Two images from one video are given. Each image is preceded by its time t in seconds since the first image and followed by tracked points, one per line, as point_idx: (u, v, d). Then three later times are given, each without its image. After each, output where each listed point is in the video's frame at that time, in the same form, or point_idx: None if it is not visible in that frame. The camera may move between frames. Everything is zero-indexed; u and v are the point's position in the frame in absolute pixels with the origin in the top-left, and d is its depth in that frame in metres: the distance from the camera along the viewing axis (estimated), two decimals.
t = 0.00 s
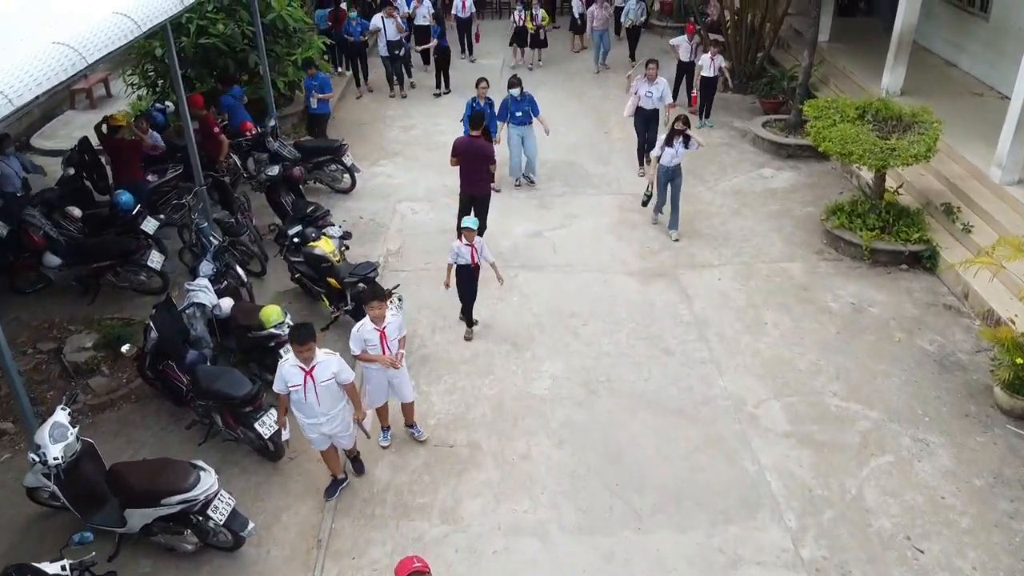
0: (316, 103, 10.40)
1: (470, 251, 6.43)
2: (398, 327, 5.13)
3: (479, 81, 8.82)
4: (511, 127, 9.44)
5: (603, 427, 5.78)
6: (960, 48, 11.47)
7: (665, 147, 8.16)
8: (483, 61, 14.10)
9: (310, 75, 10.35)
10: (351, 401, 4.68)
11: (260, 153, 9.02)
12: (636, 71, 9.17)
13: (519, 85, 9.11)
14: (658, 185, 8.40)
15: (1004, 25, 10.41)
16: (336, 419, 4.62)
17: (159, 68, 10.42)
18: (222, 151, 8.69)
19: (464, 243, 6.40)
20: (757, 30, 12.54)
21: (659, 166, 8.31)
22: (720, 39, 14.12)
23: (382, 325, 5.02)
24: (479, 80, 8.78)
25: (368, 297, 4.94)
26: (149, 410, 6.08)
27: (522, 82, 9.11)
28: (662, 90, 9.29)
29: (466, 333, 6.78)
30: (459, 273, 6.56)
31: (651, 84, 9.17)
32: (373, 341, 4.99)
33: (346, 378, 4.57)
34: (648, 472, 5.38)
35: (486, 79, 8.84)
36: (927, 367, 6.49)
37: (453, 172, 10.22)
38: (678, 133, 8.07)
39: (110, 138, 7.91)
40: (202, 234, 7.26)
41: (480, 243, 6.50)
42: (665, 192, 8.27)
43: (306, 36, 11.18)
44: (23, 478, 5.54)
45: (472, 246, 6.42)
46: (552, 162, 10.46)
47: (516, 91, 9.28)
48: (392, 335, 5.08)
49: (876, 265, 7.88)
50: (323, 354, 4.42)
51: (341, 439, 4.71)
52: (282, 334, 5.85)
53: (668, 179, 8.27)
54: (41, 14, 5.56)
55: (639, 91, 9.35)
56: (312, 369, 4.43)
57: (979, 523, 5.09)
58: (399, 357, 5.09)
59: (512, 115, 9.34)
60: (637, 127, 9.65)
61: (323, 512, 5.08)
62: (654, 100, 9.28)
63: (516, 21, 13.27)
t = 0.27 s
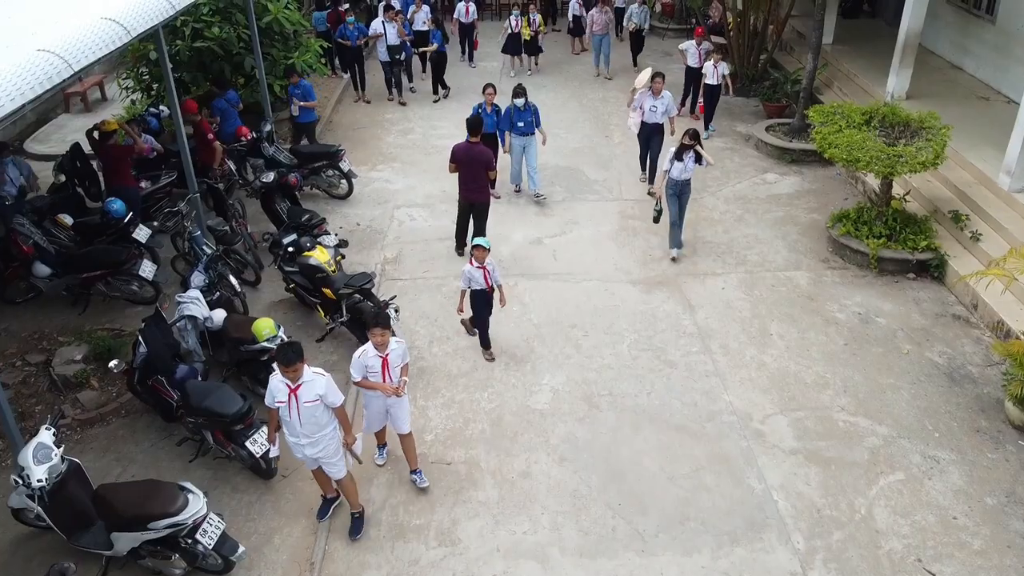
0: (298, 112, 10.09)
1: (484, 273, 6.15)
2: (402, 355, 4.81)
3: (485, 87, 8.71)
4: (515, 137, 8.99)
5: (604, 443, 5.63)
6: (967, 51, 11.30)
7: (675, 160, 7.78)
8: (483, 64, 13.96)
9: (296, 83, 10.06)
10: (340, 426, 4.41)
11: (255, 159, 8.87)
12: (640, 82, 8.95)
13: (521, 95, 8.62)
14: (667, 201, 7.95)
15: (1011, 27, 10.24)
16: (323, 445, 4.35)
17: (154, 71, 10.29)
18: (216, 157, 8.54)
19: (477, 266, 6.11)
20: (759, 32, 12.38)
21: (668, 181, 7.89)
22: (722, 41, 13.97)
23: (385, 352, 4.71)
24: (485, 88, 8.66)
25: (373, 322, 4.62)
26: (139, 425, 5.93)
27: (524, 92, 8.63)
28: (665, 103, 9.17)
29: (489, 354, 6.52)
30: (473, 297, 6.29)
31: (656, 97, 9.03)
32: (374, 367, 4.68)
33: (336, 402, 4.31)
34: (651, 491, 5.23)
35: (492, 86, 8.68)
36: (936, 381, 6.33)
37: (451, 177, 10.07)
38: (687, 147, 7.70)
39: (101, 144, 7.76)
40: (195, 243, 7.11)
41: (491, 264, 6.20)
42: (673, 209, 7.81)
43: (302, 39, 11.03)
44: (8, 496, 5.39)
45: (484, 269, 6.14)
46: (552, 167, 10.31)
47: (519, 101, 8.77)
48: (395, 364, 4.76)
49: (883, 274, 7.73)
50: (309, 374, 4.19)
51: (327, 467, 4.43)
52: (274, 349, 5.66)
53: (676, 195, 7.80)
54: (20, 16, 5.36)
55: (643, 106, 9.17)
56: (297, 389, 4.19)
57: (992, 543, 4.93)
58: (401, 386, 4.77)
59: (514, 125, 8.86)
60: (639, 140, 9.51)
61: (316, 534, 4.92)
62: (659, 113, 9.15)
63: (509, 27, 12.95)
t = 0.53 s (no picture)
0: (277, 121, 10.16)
1: (496, 290, 5.92)
2: (414, 385, 4.59)
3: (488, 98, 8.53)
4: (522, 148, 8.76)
5: (607, 460, 5.47)
6: (973, 54, 11.15)
7: (682, 177, 7.41)
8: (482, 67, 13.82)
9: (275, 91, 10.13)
10: (330, 454, 4.22)
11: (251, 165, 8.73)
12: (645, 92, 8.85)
13: (535, 104, 8.37)
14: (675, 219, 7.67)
15: (1019, 30, 10.09)
16: (309, 473, 4.16)
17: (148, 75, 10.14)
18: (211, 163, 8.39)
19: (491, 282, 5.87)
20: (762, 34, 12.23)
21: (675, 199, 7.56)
22: (724, 44, 13.82)
23: (395, 379, 4.51)
24: (488, 98, 8.47)
25: (385, 348, 4.41)
26: (130, 441, 5.77)
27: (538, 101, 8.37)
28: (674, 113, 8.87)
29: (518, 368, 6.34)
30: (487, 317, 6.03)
31: (662, 106, 8.75)
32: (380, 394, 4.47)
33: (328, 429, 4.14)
34: (656, 511, 5.07)
35: (494, 96, 8.49)
36: (946, 395, 6.18)
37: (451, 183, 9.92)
38: (694, 163, 7.32)
39: (93, 151, 7.62)
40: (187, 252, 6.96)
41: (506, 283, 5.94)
42: (680, 227, 7.54)
43: (299, 42, 10.87)
44: None
45: (497, 287, 5.90)
46: (553, 172, 10.17)
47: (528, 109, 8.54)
48: (405, 393, 4.55)
49: (890, 283, 7.58)
50: (300, 397, 4.03)
51: (311, 496, 4.23)
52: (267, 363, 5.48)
53: (684, 213, 7.52)
54: (19, 16, 5.38)
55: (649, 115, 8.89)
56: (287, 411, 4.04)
57: (1008, 566, 4.78)
58: (404, 418, 4.56)
59: (522, 134, 8.65)
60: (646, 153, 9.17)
61: (310, 556, 4.77)
62: (666, 122, 8.84)
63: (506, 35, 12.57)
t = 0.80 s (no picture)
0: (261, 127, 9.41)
1: (518, 315, 5.58)
2: (420, 417, 4.26)
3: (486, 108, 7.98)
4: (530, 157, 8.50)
5: (610, 479, 5.32)
6: (979, 57, 10.99)
7: (689, 195, 7.01)
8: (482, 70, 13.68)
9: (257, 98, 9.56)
10: (322, 486, 4.06)
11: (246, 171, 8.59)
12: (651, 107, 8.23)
13: (548, 113, 8.17)
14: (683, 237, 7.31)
15: None
16: (297, 505, 4.03)
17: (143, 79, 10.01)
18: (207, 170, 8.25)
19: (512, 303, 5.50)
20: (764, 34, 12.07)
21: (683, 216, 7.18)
22: (727, 46, 13.67)
23: (398, 410, 4.19)
24: (486, 110, 7.95)
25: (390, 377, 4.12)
26: (119, 457, 5.62)
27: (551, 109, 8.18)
28: (683, 126, 8.29)
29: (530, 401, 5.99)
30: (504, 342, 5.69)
31: (670, 121, 8.18)
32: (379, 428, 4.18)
33: (320, 461, 3.97)
34: (660, 532, 4.92)
35: (494, 106, 7.99)
36: (957, 410, 6.04)
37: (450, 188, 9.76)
38: (702, 180, 6.88)
39: (85, 158, 7.47)
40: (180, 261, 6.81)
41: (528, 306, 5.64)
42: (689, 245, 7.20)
43: (296, 46, 10.72)
44: None
45: (519, 309, 5.57)
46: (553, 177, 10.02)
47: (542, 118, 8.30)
48: (408, 426, 4.23)
49: (898, 293, 7.43)
50: (291, 428, 3.88)
51: (298, 525, 4.10)
52: (260, 379, 5.33)
53: (693, 231, 7.18)
54: (20, 16, 5.49)
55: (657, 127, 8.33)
56: (277, 441, 3.87)
57: None
58: (407, 455, 4.26)
59: (532, 144, 8.42)
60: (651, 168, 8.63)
61: None
62: (674, 136, 8.29)
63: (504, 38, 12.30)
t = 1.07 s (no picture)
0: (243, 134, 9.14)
1: (531, 343, 5.16)
2: (413, 452, 4.02)
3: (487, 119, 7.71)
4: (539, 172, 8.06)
5: (614, 499, 5.16)
6: (986, 61, 10.83)
7: (700, 216, 6.69)
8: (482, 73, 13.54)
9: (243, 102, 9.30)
10: (315, 522, 3.92)
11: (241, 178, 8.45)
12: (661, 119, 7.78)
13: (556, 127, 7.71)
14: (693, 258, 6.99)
15: None
16: (289, 542, 3.89)
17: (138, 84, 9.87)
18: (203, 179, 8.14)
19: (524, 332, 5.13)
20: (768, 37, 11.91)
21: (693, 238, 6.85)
22: (730, 49, 13.51)
23: (388, 446, 3.96)
24: (487, 119, 7.70)
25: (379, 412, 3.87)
26: (109, 476, 5.46)
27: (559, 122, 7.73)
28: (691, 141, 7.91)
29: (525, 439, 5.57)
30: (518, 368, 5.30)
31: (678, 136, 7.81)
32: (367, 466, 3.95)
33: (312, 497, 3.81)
34: (665, 555, 4.76)
35: (495, 116, 7.72)
36: (970, 425, 5.88)
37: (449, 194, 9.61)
38: (714, 201, 6.57)
39: (77, 165, 7.33)
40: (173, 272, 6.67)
41: (544, 332, 5.21)
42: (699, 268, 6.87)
43: (294, 49, 10.57)
44: None
45: (533, 337, 5.16)
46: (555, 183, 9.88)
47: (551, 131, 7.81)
48: (399, 463, 4.00)
49: (907, 303, 7.27)
50: (282, 465, 3.70)
51: (291, 561, 3.97)
52: (252, 396, 5.17)
53: (704, 254, 6.85)
54: (20, 16, 5.43)
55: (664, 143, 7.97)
56: (267, 479, 3.71)
57: None
58: (402, 492, 4.04)
59: (542, 159, 7.94)
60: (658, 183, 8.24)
61: None
62: (682, 153, 7.93)
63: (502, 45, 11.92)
